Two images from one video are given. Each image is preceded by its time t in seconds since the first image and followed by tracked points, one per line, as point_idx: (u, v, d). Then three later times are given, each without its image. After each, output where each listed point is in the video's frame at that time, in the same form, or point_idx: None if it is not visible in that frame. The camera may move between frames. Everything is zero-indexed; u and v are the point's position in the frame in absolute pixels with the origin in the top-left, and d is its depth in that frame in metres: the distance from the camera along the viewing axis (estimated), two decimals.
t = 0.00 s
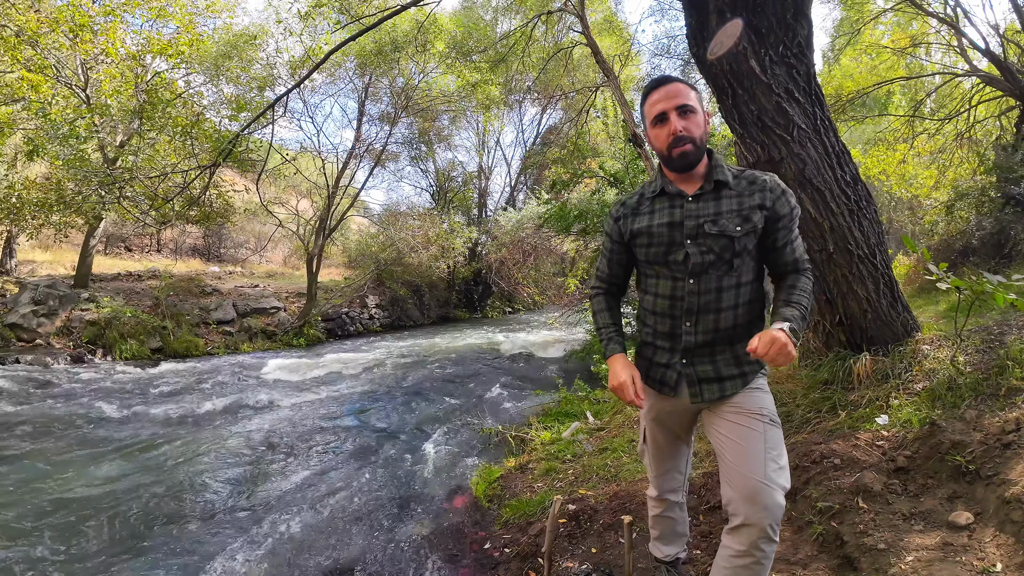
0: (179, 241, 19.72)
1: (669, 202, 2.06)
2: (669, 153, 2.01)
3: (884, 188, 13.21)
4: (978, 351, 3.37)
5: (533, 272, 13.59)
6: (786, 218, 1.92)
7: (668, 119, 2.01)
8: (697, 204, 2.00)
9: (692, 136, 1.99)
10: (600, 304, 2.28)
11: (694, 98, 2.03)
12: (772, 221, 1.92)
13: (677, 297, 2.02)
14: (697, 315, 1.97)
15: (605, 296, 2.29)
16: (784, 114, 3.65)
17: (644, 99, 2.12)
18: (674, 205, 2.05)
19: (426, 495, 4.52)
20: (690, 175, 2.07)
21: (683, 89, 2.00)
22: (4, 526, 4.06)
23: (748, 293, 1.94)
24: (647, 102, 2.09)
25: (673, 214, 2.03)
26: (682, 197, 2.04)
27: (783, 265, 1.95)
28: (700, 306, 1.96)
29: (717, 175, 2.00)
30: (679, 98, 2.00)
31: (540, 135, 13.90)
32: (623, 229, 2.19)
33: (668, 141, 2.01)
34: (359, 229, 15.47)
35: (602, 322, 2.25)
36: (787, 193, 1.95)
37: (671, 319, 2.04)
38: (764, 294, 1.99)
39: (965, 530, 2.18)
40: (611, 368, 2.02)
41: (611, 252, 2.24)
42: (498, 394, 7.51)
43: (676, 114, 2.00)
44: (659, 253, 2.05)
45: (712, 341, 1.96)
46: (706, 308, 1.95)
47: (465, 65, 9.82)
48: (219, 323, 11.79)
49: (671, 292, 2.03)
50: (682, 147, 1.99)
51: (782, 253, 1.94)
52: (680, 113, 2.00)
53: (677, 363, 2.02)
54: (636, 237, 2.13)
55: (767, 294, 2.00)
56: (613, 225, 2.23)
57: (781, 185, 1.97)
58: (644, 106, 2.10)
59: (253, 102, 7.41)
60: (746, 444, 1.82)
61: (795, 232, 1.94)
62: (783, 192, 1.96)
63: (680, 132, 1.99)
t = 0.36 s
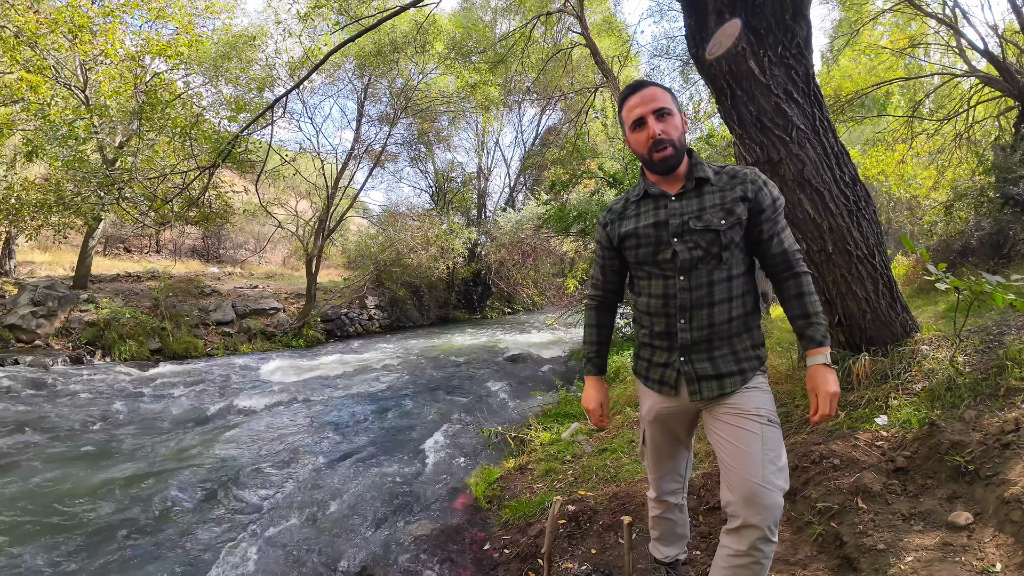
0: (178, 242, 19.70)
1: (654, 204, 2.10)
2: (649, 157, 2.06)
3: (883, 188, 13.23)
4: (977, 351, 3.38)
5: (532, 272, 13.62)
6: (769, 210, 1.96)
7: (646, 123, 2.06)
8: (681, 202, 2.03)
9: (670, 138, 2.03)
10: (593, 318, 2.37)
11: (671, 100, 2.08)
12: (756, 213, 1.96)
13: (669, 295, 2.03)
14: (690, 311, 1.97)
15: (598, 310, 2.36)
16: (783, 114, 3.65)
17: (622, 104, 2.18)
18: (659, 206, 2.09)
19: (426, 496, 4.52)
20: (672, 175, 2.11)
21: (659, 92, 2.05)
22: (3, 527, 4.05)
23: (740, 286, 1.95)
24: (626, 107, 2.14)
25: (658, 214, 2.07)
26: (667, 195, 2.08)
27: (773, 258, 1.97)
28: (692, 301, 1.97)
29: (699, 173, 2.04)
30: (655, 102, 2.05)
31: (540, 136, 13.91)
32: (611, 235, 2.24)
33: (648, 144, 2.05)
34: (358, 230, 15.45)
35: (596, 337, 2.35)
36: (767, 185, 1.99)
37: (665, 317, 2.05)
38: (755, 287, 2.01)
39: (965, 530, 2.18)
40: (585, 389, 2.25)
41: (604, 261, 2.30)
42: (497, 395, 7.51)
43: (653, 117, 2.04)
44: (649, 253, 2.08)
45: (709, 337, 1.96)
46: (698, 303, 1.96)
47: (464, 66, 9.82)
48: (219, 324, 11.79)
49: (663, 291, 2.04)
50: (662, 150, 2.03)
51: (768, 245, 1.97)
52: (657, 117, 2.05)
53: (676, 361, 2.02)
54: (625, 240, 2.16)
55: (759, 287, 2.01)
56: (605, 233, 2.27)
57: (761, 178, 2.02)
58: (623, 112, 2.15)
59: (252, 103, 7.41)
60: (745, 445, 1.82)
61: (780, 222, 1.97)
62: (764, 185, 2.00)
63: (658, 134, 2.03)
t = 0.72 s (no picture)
0: (177, 243, 19.69)
1: (650, 204, 2.11)
2: (648, 155, 2.06)
3: (882, 189, 13.24)
4: (977, 351, 3.38)
5: (532, 272, 13.64)
6: (763, 213, 1.97)
7: (646, 122, 2.05)
8: (677, 203, 2.04)
9: (669, 137, 2.03)
10: (590, 316, 2.36)
11: (671, 100, 2.09)
12: (749, 216, 1.98)
13: (662, 295, 2.03)
14: (684, 311, 1.98)
15: (594, 308, 2.36)
16: (783, 115, 3.65)
17: (622, 102, 2.18)
18: (655, 206, 2.09)
19: (427, 496, 4.52)
20: (669, 175, 2.11)
21: (660, 92, 2.06)
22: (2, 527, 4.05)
23: (733, 288, 1.96)
24: (626, 105, 2.14)
25: (654, 214, 2.08)
26: (663, 196, 2.08)
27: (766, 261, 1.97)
28: (686, 302, 1.97)
29: (696, 175, 2.05)
30: (656, 101, 2.05)
31: (540, 136, 13.93)
32: (607, 234, 2.24)
33: (647, 142, 2.05)
34: (358, 230, 15.45)
35: (592, 335, 2.34)
36: (762, 188, 2.00)
37: (658, 317, 2.05)
38: (748, 289, 2.01)
39: (965, 530, 2.18)
40: (586, 391, 2.22)
41: (601, 259, 2.30)
42: (497, 396, 7.50)
43: (653, 116, 2.04)
44: (643, 253, 2.08)
45: (702, 337, 1.96)
46: (691, 303, 1.96)
47: (464, 66, 9.82)
48: (219, 325, 11.78)
49: (657, 291, 2.04)
50: (660, 148, 2.03)
51: (761, 248, 1.97)
52: (657, 116, 2.05)
53: (669, 361, 2.02)
54: (620, 239, 2.17)
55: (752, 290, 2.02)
56: (601, 231, 2.27)
57: (756, 180, 2.03)
58: (623, 111, 2.15)
59: (252, 103, 7.41)
60: (740, 445, 1.82)
61: (774, 225, 1.97)
62: (758, 188, 2.01)
63: (657, 133, 2.03)
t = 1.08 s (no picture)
0: (177, 244, 19.68)
1: (650, 204, 2.11)
2: (651, 155, 2.06)
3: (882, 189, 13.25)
4: (977, 352, 3.38)
5: (532, 273, 13.66)
6: (761, 218, 1.97)
7: (650, 122, 2.06)
8: (676, 204, 2.04)
9: (672, 138, 2.04)
10: (590, 315, 2.36)
11: (675, 102, 2.09)
12: (746, 220, 1.98)
13: (659, 295, 2.03)
14: (681, 312, 1.97)
15: (595, 307, 2.35)
16: (783, 115, 3.65)
17: (627, 103, 2.18)
18: (655, 207, 2.09)
19: (427, 497, 4.52)
20: (671, 177, 2.11)
21: (664, 93, 2.06)
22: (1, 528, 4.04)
23: (730, 290, 1.96)
24: (630, 106, 2.14)
25: (654, 214, 2.08)
26: (664, 196, 2.09)
27: (761, 267, 1.98)
28: (683, 303, 1.97)
29: (696, 177, 2.05)
30: (660, 102, 2.06)
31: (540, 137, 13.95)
32: (608, 232, 2.24)
33: (651, 142, 2.05)
34: (358, 231, 15.43)
35: (592, 334, 2.34)
36: (761, 193, 2.00)
37: (655, 318, 2.04)
38: (743, 293, 2.01)
39: (965, 530, 2.18)
40: (590, 390, 2.19)
41: (601, 259, 2.30)
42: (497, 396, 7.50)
43: (658, 116, 2.04)
44: (641, 252, 2.08)
45: (698, 339, 1.96)
46: (688, 304, 1.96)
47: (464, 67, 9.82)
48: (219, 325, 11.77)
49: (654, 291, 2.04)
50: (664, 148, 2.03)
51: (757, 254, 1.98)
52: (661, 116, 2.05)
53: (665, 362, 2.02)
54: (620, 238, 2.16)
55: (747, 294, 2.02)
56: (602, 229, 2.27)
57: (756, 186, 2.03)
58: (627, 111, 2.15)
59: (252, 104, 7.42)
60: (738, 447, 1.82)
61: (770, 232, 1.98)
62: (757, 193, 2.01)
63: (662, 133, 2.03)
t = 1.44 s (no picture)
0: (177, 244, 19.68)
1: (650, 205, 2.11)
2: (652, 156, 2.06)
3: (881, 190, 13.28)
4: (977, 352, 3.38)
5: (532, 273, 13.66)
6: (760, 220, 1.97)
7: (651, 123, 2.06)
8: (676, 205, 2.04)
9: (673, 139, 2.04)
10: (590, 315, 2.36)
11: (677, 104, 2.09)
12: (746, 222, 1.98)
13: (658, 295, 2.03)
14: (679, 312, 1.97)
15: (595, 307, 2.35)
16: (783, 116, 3.65)
17: (629, 104, 2.17)
18: (655, 207, 2.10)
19: (427, 497, 4.52)
20: (671, 178, 2.12)
21: (666, 95, 2.05)
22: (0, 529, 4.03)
23: (728, 292, 1.96)
24: (632, 107, 2.14)
25: (653, 215, 2.08)
26: (664, 198, 2.09)
27: (759, 269, 1.98)
28: (681, 302, 1.97)
29: (696, 178, 2.05)
30: (662, 104, 2.05)
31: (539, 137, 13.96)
32: (608, 232, 2.24)
33: (652, 144, 2.05)
34: (358, 231, 15.43)
35: (592, 334, 2.34)
36: (761, 195, 2.00)
37: (653, 317, 2.05)
38: (742, 294, 2.01)
39: (965, 531, 2.18)
40: (583, 389, 2.22)
41: (600, 258, 2.30)
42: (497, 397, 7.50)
43: (659, 118, 2.04)
44: (640, 252, 2.08)
45: (696, 338, 1.95)
46: (687, 304, 1.96)
47: (464, 67, 9.82)
48: (219, 326, 11.77)
49: (652, 291, 2.04)
50: (665, 150, 2.03)
51: (756, 256, 1.98)
52: (663, 118, 2.05)
53: (663, 362, 2.02)
54: (619, 238, 2.17)
55: (745, 295, 2.02)
56: (602, 228, 2.27)
57: (755, 188, 2.03)
58: (629, 113, 2.15)
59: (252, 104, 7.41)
60: (735, 446, 1.82)
61: (770, 234, 1.98)
62: (757, 195, 2.01)
63: (663, 134, 2.03)
